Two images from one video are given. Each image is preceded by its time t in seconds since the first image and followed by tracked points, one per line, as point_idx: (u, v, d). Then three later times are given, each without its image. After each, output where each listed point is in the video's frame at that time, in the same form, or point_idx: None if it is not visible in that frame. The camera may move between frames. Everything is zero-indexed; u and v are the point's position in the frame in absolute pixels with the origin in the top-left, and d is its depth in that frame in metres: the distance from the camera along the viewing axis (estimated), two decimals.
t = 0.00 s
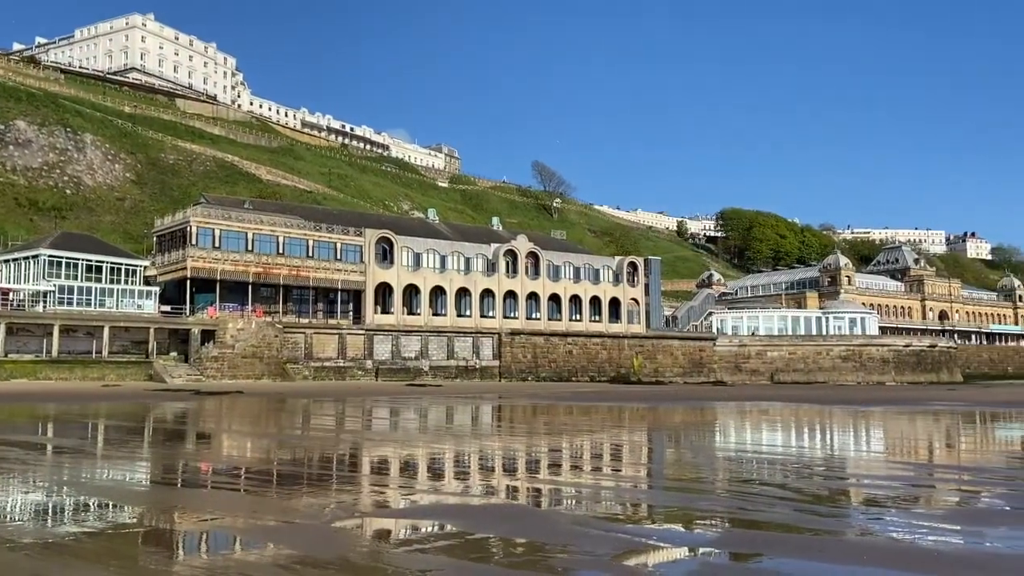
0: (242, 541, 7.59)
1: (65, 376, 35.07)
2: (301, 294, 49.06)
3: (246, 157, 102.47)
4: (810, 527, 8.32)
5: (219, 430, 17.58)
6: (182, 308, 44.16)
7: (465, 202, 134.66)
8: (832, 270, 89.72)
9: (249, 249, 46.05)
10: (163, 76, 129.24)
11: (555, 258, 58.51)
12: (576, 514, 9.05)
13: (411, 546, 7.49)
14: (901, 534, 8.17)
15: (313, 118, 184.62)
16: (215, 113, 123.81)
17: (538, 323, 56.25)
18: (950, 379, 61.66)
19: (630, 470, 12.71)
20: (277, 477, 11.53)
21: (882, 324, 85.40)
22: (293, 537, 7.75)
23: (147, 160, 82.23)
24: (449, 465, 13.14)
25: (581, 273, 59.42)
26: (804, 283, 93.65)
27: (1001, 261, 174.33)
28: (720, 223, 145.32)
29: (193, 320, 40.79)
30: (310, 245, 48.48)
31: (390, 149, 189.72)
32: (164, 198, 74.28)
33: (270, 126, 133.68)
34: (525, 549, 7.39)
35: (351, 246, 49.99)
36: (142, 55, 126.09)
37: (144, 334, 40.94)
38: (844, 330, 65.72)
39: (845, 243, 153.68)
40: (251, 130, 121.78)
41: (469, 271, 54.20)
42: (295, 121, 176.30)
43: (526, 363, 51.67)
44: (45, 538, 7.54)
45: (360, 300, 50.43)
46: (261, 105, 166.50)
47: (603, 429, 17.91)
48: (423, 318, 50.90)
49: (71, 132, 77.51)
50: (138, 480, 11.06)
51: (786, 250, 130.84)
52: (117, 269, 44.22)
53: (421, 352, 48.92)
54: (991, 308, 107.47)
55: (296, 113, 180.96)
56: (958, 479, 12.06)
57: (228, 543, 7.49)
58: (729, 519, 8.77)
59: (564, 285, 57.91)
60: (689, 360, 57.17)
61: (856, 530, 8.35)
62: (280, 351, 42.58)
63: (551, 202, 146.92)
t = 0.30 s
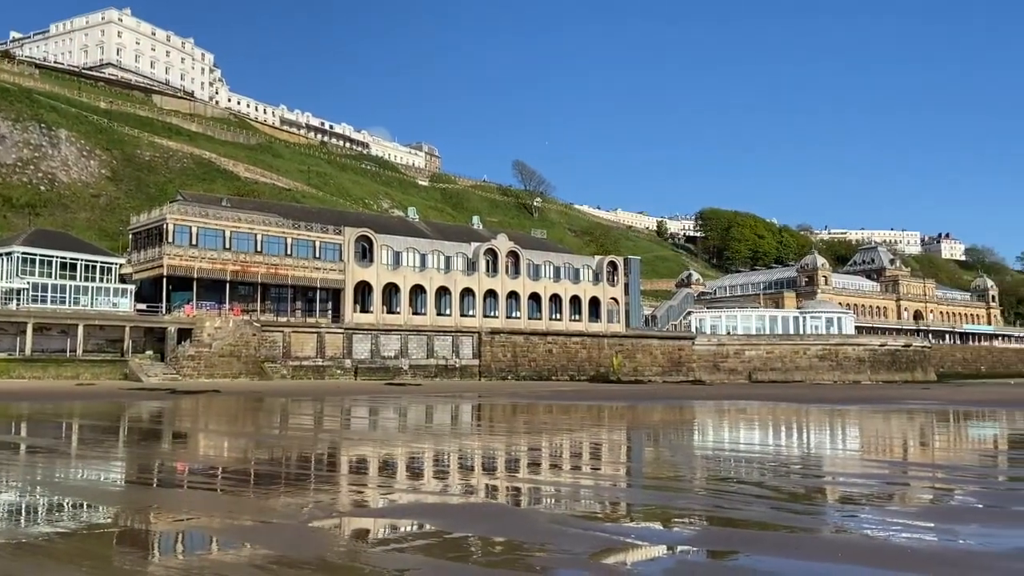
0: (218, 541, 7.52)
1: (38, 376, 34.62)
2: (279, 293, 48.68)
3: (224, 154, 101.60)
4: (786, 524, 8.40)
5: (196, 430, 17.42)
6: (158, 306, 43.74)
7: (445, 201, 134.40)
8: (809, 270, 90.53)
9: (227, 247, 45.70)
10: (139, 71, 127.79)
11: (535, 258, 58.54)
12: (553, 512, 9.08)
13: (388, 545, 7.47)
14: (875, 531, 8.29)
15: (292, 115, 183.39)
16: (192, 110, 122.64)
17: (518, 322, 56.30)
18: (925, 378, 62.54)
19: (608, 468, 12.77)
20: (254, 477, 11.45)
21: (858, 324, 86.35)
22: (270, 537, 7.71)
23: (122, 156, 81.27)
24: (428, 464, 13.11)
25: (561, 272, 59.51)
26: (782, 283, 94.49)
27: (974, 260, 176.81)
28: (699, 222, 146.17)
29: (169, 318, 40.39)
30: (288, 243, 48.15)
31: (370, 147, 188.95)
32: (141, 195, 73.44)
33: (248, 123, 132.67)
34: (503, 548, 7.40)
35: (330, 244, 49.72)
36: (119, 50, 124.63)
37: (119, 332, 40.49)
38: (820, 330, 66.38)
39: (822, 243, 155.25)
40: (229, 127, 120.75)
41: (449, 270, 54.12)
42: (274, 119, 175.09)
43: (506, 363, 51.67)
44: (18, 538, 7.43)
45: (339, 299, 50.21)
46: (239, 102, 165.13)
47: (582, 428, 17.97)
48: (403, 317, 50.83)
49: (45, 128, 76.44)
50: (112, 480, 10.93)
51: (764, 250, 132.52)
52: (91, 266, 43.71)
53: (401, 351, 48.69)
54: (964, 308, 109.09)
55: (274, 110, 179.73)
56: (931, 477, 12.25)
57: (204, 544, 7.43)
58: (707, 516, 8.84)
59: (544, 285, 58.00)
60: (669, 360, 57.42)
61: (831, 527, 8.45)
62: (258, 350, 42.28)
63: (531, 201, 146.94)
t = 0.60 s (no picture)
0: (194, 541, 7.47)
1: (12, 375, 34.17)
2: (258, 291, 48.32)
3: (203, 151, 100.70)
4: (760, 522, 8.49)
5: (174, 429, 17.25)
6: (135, 304, 43.29)
7: (426, 199, 134.14)
8: (789, 270, 91.23)
9: (206, 244, 45.39)
10: (117, 67, 126.33)
11: (517, 256, 58.54)
12: (531, 512, 9.10)
13: (367, 545, 7.43)
14: (850, 529, 8.37)
15: (272, 113, 182.15)
16: (170, 106, 121.48)
17: (499, 320, 56.31)
18: (901, 377, 63.26)
19: (589, 467, 12.80)
20: (232, 477, 11.35)
21: (836, 324, 87.21)
22: (247, 537, 7.66)
23: (99, 153, 80.34)
24: (408, 463, 13.07)
25: (542, 271, 59.55)
26: (761, 283, 95.26)
27: (949, 261, 179.22)
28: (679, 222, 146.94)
29: (146, 316, 39.86)
30: (267, 241, 47.88)
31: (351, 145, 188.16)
32: (118, 192, 72.64)
33: (228, 120, 131.67)
34: (482, 547, 7.39)
35: (310, 242, 49.46)
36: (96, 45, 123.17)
37: (96, 330, 40.04)
38: (799, 329, 67.02)
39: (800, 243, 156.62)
40: (207, 123, 119.73)
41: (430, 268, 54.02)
42: (254, 116, 173.87)
43: (487, 362, 51.69)
44: None
45: (319, 297, 49.96)
46: (219, 99, 163.83)
47: (563, 427, 17.98)
48: (384, 315, 50.73)
49: (21, 123, 75.42)
50: (88, 480, 10.80)
51: (743, 250, 133.86)
52: (67, 263, 43.15)
53: (381, 350, 48.45)
54: (939, 308, 110.52)
55: (254, 107, 178.48)
56: (907, 475, 12.38)
57: (181, 543, 7.38)
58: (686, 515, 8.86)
59: (525, 284, 58.05)
60: (649, 359, 57.67)
61: (809, 525, 8.52)
62: (236, 349, 41.99)
63: (512, 200, 147.00)
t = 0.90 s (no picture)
0: (173, 541, 7.41)
1: None
2: (238, 289, 48.01)
3: (182, 147, 99.83)
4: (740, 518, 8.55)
5: (152, 428, 17.09)
6: (112, 302, 42.82)
7: (408, 198, 133.89)
8: (769, 270, 91.96)
9: (185, 242, 45.07)
10: (94, 62, 125.05)
11: (499, 255, 58.53)
12: (512, 510, 9.09)
13: (346, 544, 7.40)
14: (828, 526, 8.46)
15: (252, 109, 180.92)
16: (149, 103, 120.31)
17: (481, 319, 56.27)
18: (879, 376, 63.93)
19: (570, 466, 12.82)
20: (211, 476, 11.24)
21: (815, 323, 87.97)
22: (226, 537, 7.60)
23: (77, 149, 79.45)
24: (389, 462, 13.05)
25: (524, 270, 59.59)
26: (742, 283, 95.93)
27: (927, 262, 181.32)
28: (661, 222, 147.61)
29: (124, 315, 39.61)
30: (247, 239, 47.60)
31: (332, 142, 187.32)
32: (95, 188, 71.89)
33: (208, 116, 130.58)
34: (461, 546, 7.39)
35: (290, 240, 49.24)
36: (73, 40, 121.73)
37: (73, 329, 39.56)
38: (778, 328, 67.64)
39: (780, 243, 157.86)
40: (187, 120, 118.71)
41: (412, 267, 53.84)
42: (234, 112, 172.65)
43: (469, 360, 51.68)
44: None
45: (300, 296, 49.62)
46: (198, 95, 162.45)
47: (544, 426, 18.03)
48: (365, 314, 50.52)
49: None
50: (64, 479, 10.66)
51: (724, 249, 134.79)
52: (43, 261, 42.62)
53: (362, 349, 48.36)
54: (917, 308, 111.79)
55: (234, 103, 177.25)
56: (885, 473, 12.49)
57: (159, 543, 7.32)
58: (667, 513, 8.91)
59: (507, 283, 58.04)
60: (631, 357, 57.84)
61: (787, 522, 8.59)
62: (216, 347, 41.72)
63: (495, 199, 146.94)
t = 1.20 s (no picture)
0: (152, 541, 7.34)
1: None
2: (219, 287, 47.69)
3: (163, 144, 99.02)
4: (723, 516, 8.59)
5: (131, 427, 16.93)
6: (91, 300, 42.36)
7: (390, 196, 133.52)
8: (750, 270, 92.57)
9: (165, 240, 44.69)
10: (73, 57, 123.77)
11: (482, 254, 58.50)
12: (494, 508, 9.08)
13: (328, 543, 7.37)
14: (807, 523, 8.53)
15: (234, 106, 179.74)
16: (129, 99, 119.21)
17: (464, 318, 56.21)
18: (859, 375, 64.52)
19: (552, 464, 12.84)
20: (191, 476, 11.15)
21: (796, 322, 88.61)
22: (207, 536, 7.54)
23: (55, 145, 78.56)
24: (371, 461, 13.01)
25: (507, 268, 59.59)
26: (724, 282, 96.45)
27: (906, 262, 183.06)
28: (644, 221, 148.12)
29: (103, 313, 39.29)
30: (228, 236, 47.32)
31: (314, 140, 186.41)
32: (74, 185, 71.20)
33: (188, 113, 129.56)
34: (443, 544, 7.38)
35: (272, 238, 49.01)
36: (52, 35, 120.43)
37: (51, 326, 39.07)
38: (760, 327, 68.23)
39: (762, 243, 158.83)
40: (167, 117, 117.73)
41: (395, 265, 53.69)
42: (215, 109, 171.46)
43: (451, 359, 51.64)
44: None
45: (282, 294, 49.35)
46: (179, 91, 161.25)
47: (527, 424, 18.05)
48: (347, 313, 50.33)
49: None
50: (41, 479, 10.52)
51: (706, 249, 135.47)
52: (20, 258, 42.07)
53: (345, 347, 48.20)
54: (896, 307, 112.82)
55: (215, 100, 176.01)
56: (864, 471, 12.62)
57: (139, 543, 7.25)
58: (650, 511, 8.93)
59: (490, 281, 58.02)
60: (614, 356, 58.00)
61: (768, 520, 8.65)
62: (196, 346, 41.44)
63: (478, 197, 146.82)
